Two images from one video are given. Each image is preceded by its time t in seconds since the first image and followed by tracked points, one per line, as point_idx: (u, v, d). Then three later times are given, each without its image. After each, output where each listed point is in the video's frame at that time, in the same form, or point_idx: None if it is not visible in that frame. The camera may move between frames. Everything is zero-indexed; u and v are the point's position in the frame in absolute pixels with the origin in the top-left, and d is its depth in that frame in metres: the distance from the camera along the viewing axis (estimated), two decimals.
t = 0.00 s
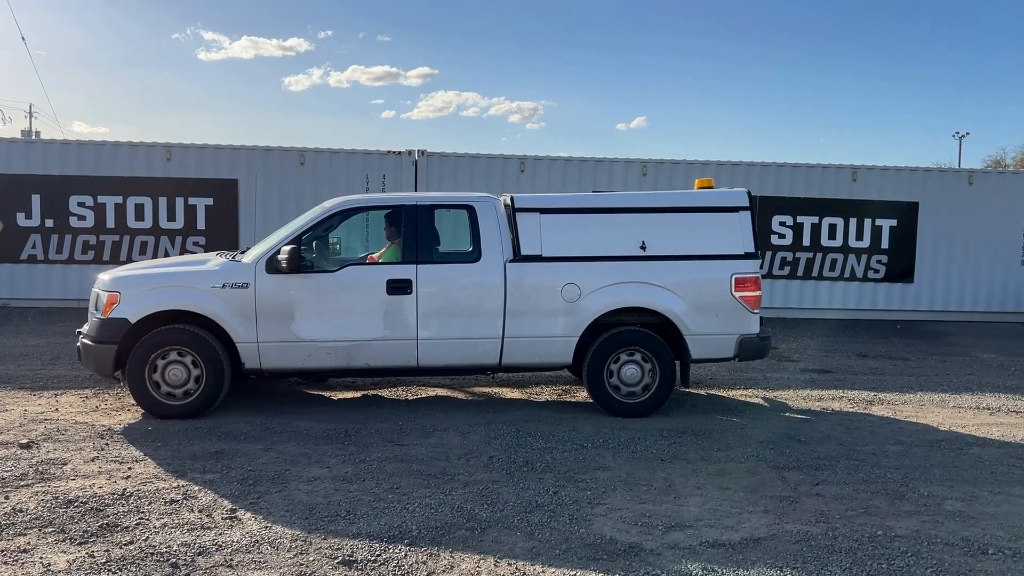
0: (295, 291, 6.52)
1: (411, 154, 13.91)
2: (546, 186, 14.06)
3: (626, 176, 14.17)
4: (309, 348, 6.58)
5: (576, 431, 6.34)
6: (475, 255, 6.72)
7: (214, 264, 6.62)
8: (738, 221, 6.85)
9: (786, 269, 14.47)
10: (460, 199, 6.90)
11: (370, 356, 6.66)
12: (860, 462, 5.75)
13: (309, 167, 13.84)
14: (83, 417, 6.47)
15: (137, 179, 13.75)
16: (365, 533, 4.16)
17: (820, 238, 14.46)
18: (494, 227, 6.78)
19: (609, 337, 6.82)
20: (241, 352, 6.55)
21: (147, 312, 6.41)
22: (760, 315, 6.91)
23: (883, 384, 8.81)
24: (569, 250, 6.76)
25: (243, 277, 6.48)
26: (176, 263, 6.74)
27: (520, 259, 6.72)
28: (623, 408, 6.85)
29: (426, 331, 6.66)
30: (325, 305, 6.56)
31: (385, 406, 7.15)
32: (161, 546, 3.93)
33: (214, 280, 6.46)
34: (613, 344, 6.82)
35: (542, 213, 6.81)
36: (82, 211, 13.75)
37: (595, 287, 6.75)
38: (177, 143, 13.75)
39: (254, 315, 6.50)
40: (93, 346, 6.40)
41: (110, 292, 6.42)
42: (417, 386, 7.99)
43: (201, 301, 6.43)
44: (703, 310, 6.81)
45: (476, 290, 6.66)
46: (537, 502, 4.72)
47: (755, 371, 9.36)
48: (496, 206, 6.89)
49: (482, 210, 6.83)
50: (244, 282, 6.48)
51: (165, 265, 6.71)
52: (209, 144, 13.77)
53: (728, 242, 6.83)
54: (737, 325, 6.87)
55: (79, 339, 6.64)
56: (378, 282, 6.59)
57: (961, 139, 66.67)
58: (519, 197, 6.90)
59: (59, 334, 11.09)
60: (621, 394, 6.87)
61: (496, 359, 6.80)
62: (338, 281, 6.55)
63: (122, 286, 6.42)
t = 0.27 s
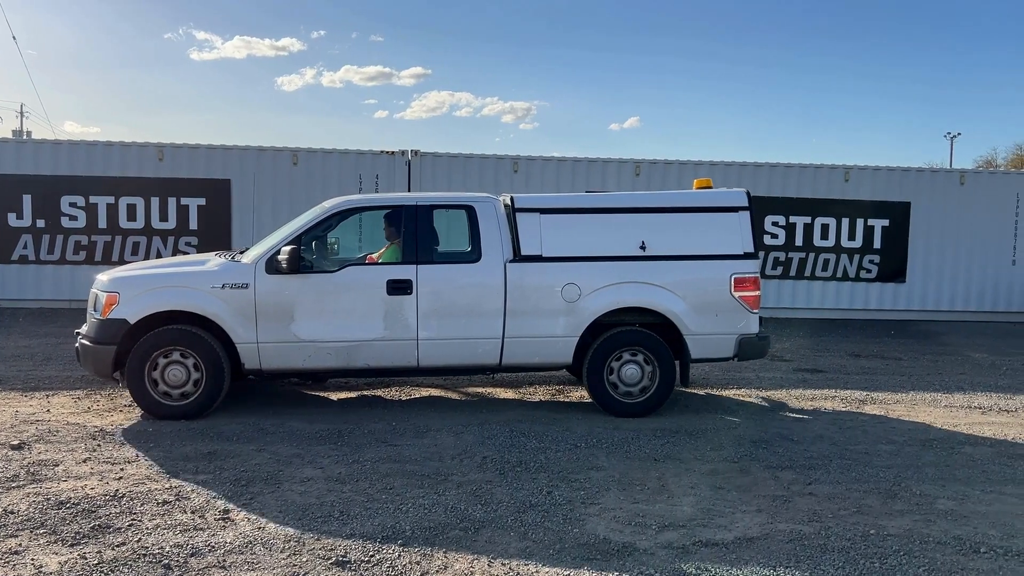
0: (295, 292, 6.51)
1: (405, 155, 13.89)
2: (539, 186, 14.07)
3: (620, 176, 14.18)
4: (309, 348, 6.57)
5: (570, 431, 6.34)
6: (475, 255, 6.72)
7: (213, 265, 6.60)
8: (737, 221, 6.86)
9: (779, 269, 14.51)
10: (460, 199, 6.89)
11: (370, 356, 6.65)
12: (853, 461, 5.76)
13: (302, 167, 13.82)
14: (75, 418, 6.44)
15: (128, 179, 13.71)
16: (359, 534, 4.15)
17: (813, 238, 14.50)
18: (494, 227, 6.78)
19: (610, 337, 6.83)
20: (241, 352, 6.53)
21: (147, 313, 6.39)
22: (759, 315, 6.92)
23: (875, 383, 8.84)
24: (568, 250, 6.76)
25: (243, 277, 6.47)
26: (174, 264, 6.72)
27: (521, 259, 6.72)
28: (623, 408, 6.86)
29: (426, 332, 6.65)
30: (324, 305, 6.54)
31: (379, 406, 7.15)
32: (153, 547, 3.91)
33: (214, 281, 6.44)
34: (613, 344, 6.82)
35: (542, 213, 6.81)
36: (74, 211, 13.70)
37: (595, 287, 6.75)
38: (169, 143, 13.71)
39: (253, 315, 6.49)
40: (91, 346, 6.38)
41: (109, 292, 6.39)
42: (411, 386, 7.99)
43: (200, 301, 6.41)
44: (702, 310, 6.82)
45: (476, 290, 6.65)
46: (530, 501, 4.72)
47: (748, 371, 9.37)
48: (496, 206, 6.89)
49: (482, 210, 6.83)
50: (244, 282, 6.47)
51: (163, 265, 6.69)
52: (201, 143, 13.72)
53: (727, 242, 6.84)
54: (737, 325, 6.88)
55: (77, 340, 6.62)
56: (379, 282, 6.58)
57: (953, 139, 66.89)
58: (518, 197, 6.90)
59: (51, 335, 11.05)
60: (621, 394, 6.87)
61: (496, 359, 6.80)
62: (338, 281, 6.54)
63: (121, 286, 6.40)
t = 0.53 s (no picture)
0: (299, 292, 6.49)
1: (395, 155, 13.87)
2: (530, 186, 14.07)
3: (611, 176, 14.20)
4: (313, 349, 6.55)
5: (562, 431, 6.34)
6: (480, 255, 6.72)
7: (216, 265, 6.57)
8: (739, 221, 6.88)
9: (769, 269, 14.55)
10: (463, 199, 6.88)
11: (374, 356, 6.63)
12: (843, 460, 5.78)
13: (292, 167, 13.78)
14: (64, 419, 6.40)
15: (117, 179, 13.64)
16: (349, 535, 4.14)
17: (803, 238, 14.55)
18: (498, 227, 6.78)
19: (613, 337, 6.83)
20: (245, 353, 6.50)
21: (150, 313, 6.34)
22: (762, 315, 6.95)
23: (864, 383, 8.88)
24: (573, 250, 6.76)
25: (247, 278, 6.44)
26: (176, 264, 6.68)
27: (524, 259, 6.71)
28: (626, 408, 6.86)
29: (431, 332, 6.64)
30: (328, 305, 6.52)
31: (370, 407, 7.13)
32: (142, 549, 3.89)
33: (217, 281, 6.41)
34: (617, 344, 6.83)
35: (545, 213, 6.80)
36: (62, 211, 13.63)
37: (599, 287, 6.75)
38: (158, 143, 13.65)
39: (257, 316, 6.46)
40: (93, 347, 6.35)
41: (112, 293, 6.35)
42: (402, 386, 7.99)
43: (204, 301, 6.38)
44: (705, 310, 6.83)
45: (480, 290, 6.64)
46: (522, 502, 4.72)
47: (739, 371, 9.39)
48: (500, 206, 6.89)
49: (485, 211, 6.83)
50: (248, 282, 6.44)
51: (165, 265, 6.65)
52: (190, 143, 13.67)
53: (729, 242, 6.86)
54: (739, 325, 6.89)
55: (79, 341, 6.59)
56: (383, 282, 6.57)
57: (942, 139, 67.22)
58: (522, 197, 6.90)
59: (38, 336, 10.98)
60: (624, 394, 6.87)
61: (500, 359, 6.80)
62: (342, 281, 6.52)
63: (123, 287, 6.35)
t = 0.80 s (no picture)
0: (305, 292, 6.48)
1: (383, 154, 13.85)
2: (518, 186, 14.07)
3: (599, 177, 14.22)
4: (320, 349, 6.54)
5: (551, 431, 6.34)
6: (485, 255, 6.72)
7: (222, 265, 6.56)
8: (743, 222, 6.90)
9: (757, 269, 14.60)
10: (469, 199, 6.89)
11: (381, 357, 6.63)
12: (829, 459, 5.81)
13: (279, 166, 13.74)
14: (49, 421, 6.35)
15: (103, 179, 13.55)
16: (337, 537, 4.13)
17: (790, 237, 14.62)
18: (504, 227, 6.78)
19: (617, 336, 6.85)
20: (251, 353, 6.49)
21: (156, 314, 6.32)
22: (766, 316, 6.94)
23: (851, 381, 8.92)
24: (578, 250, 6.76)
25: (254, 278, 6.43)
26: (182, 264, 6.67)
27: (530, 260, 6.71)
28: (630, 408, 6.88)
29: (437, 332, 6.64)
30: (334, 305, 6.52)
31: (360, 407, 7.11)
32: (128, 552, 3.87)
33: (223, 281, 6.40)
34: (622, 344, 6.85)
35: (550, 214, 6.80)
36: (47, 211, 13.53)
37: (605, 287, 6.76)
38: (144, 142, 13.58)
39: (263, 316, 6.45)
40: (98, 347, 6.31)
41: (117, 293, 6.32)
42: (390, 386, 7.98)
43: (210, 302, 6.36)
44: (709, 310, 6.83)
45: (486, 290, 6.65)
46: (510, 502, 4.72)
47: (726, 370, 9.42)
48: (504, 206, 6.89)
49: (490, 210, 6.83)
50: (254, 282, 6.44)
51: (170, 265, 6.63)
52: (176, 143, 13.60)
53: (733, 242, 6.87)
54: (743, 325, 6.90)
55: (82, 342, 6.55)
56: (389, 283, 6.56)
57: (927, 138, 67.65)
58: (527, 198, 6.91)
59: (22, 337, 10.89)
60: (628, 393, 6.89)
61: (506, 360, 6.80)
62: (348, 281, 6.52)
63: (128, 287, 6.32)
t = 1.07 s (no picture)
0: (312, 292, 6.47)
1: (368, 154, 13.81)
2: (504, 186, 14.08)
3: (584, 176, 14.24)
4: (326, 349, 6.53)
5: (537, 431, 6.34)
6: (491, 255, 6.71)
7: (228, 266, 6.55)
8: (746, 222, 6.92)
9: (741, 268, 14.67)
10: (475, 199, 6.87)
11: (387, 357, 6.62)
12: (813, 457, 5.84)
13: (263, 166, 13.68)
14: (30, 423, 6.30)
15: (85, 179, 13.45)
16: (321, 538, 4.11)
17: (774, 237, 14.70)
18: (510, 226, 6.78)
19: (623, 336, 6.86)
20: (258, 355, 6.48)
21: (161, 314, 6.32)
22: (769, 315, 6.96)
23: (835, 380, 8.98)
24: (584, 250, 6.77)
25: (259, 278, 6.42)
26: (187, 265, 6.66)
27: (536, 260, 6.72)
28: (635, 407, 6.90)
29: (443, 332, 6.63)
30: (341, 306, 6.51)
31: (345, 407, 7.09)
32: (109, 555, 3.84)
33: (229, 281, 6.39)
34: (627, 344, 6.85)
35: (556, 213, 6.81)
36: (28, 212, 13.41)
37: (610, 287, 6.77)
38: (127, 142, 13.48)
39: (270, 317, 6.44)
40: (104, 349, 6.30)
41: (123, 294, 6.32)
42: (374, 387, 7.96)
43: (216, 302, 6.36)
44: (714, 310, 6.85)
45: (493, 290, 6.65)
46: (496, 502, 4.72)
47: (712, 368, 9.46)
48: (511, 207, 6.87)
49: (496, 210, 6.82)
50: (261, 283, 6.43)
51: (177, 266, 6.62)
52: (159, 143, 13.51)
53: (737, 242, 6.90)
54: (748, 324, 6.91)
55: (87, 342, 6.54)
56: (395, 283, 6.56)
57: (909, 138, 68.17)
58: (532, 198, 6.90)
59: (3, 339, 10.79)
60: (634, 393, 6.89)
61: (512, 359, 6.80)
62: (355, 281, 6.51)
63: (134, 288, 6.32)
